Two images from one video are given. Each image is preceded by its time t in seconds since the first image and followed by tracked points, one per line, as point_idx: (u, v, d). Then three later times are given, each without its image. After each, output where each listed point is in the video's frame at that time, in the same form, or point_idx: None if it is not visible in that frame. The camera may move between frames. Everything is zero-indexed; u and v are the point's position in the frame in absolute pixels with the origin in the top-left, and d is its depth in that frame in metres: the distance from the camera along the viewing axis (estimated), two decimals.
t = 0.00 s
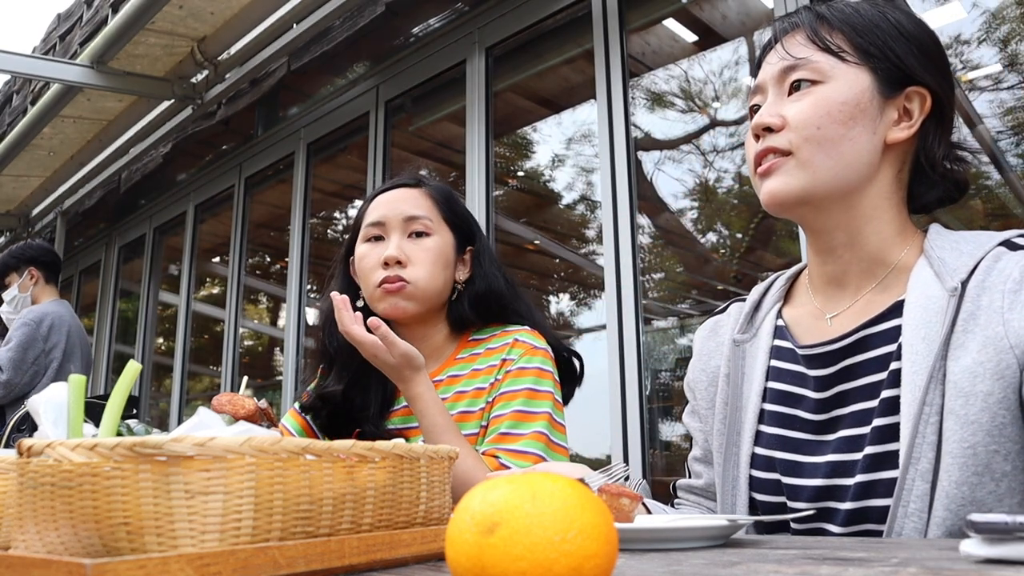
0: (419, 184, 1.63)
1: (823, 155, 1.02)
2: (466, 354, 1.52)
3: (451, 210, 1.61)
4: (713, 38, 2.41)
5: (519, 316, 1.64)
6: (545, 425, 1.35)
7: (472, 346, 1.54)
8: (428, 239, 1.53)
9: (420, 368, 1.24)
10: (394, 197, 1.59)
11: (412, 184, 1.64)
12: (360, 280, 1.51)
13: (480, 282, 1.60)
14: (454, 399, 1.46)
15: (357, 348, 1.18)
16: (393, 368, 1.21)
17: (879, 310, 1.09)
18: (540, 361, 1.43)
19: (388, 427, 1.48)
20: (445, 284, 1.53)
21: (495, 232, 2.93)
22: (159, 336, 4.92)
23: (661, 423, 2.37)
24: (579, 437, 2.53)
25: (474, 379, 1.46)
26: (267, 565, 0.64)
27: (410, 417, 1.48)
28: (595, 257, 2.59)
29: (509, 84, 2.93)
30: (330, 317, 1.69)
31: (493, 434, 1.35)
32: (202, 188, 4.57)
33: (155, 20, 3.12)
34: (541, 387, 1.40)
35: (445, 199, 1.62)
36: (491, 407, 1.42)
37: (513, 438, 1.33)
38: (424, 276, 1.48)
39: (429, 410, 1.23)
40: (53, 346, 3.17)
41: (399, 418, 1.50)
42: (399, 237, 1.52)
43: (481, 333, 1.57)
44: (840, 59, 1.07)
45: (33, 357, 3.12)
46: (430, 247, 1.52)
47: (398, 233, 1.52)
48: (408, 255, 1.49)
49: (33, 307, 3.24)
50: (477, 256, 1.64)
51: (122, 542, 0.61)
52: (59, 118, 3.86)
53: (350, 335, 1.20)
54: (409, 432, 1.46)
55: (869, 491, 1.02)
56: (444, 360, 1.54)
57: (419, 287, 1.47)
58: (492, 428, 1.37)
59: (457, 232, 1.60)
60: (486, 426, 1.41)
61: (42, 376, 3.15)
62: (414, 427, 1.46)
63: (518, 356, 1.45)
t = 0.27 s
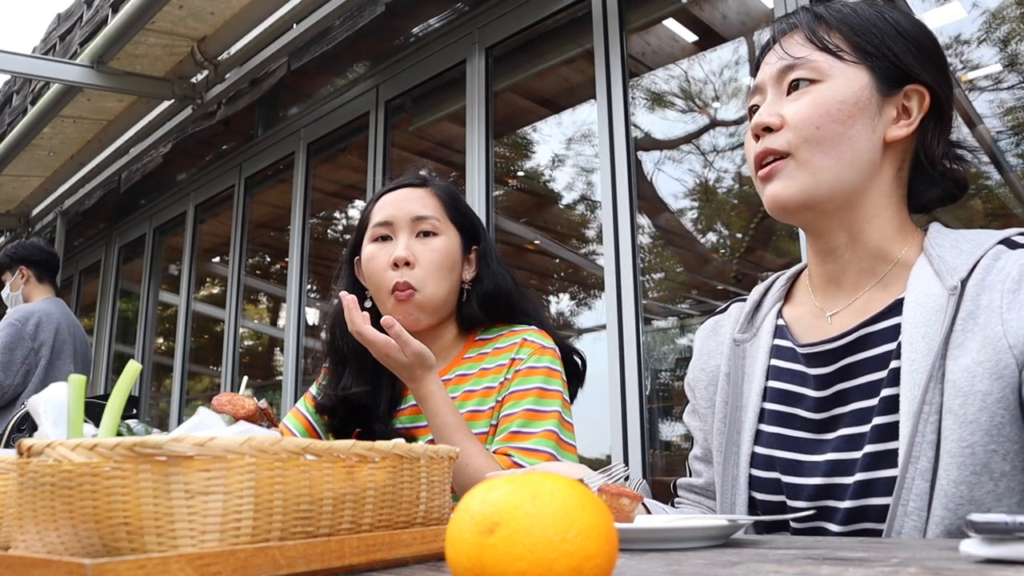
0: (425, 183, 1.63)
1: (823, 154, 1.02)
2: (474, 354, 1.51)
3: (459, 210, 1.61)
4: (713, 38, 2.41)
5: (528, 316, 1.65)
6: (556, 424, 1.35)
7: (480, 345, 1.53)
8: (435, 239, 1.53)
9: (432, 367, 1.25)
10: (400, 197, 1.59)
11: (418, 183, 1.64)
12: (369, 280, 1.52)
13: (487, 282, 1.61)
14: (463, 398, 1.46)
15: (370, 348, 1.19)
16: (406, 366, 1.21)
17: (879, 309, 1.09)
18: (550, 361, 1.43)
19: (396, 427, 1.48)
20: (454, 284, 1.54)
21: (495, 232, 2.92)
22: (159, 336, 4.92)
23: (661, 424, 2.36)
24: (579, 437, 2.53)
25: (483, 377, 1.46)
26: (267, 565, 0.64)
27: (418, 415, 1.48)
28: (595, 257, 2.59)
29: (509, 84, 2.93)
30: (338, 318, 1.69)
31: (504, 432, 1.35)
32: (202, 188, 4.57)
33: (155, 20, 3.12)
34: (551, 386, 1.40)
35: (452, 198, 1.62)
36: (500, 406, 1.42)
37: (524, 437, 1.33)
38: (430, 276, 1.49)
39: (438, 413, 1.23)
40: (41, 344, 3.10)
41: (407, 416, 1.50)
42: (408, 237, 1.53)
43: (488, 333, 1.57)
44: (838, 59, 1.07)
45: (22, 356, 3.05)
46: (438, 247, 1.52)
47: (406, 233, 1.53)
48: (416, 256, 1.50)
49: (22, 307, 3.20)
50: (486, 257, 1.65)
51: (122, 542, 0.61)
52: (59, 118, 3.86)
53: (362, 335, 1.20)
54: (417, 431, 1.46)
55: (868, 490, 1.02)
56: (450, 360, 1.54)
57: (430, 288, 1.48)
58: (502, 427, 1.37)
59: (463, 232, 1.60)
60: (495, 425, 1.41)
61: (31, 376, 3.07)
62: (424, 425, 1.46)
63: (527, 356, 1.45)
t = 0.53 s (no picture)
0: (427, 183, 1.63)
1: (817, 154, 1.02)
2: (476, 354, 1.52)
3: (461, 210, 1.61)
4: (713, 38, 2.41)
5: (530, 316, 1.65)
6: (558, 425, 1.35)
7: (482, 346, 1.53)
8: (439, 239, 1.53)
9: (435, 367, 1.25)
10: (402, 196, 1.59)
11: (420, 183, 1.64)
12: (371, 280, 1.52)
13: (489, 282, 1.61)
14: (465, 398, 1.46)
15: (373, 346, 1.19)
16: (409, 366, 1.21)
17: (875, 308, 1.09)
18: (552, 361, 1.43)
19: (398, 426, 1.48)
20: (457, 284, 1.54)
21: (495, 232, 2.92)
22: (159, 336, 4.92)
23: (661, 424, 2.36)
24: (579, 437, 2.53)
25: (486, 378, 1.46)
26: (267, 565, 0.64)
27: (420, 415, 1.48)
28: (595, 257, 2.59)
29: (509, 84, 2.93)
30: (338, 319, 1.69)
31: (506, 432, 1.35)
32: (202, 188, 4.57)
33: (155, 20, 3.11)
34: (554, 387, 1.40)
35: (454, 198, 1.62)
36: (502, 406, 1.42)
37: (526, 437, 1.33)
38: (435, 276, 1.49)
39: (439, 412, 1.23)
40: (31, 344, 2.92)
41: (410, 416, 1.50)
42: (412, 237, 1.52)
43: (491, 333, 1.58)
44: (830, 59, 1.07)
45: (12, 356, 2.86)
46: (440, 247, 1.52)
47: (409, 233, 1.53)
48: (420, 255, 1.50)
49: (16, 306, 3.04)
50: (488, 257, 1.66)
51: (122, 542, 0.61)
52: (59, 118, 3.86)
53: (366, 334, 1.20)
54: (418, 431, 1.46)
55: (865, 490, 1.02)
56: (452, 360, 1.54)
57: (433, 287, 1.48)
58: (505, 427, 1.37)
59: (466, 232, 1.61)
60: (497, 425, 1.41)
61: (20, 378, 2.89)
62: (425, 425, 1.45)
63: (530, 356, 1.45)
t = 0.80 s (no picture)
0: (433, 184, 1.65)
1: (825, 152, 1.02)
2: (475, 351, 1.52)
3: (463, 211, 1.62)
4: (713, 38, 2.41)
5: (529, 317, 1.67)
6: (563, 420, 1.35)
7: (480, 344, 1.53)
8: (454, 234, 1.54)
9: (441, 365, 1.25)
10: (411, 194, 1.60)
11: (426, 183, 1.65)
12: (381, 269, 1.51)
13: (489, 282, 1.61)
14: (467, 395, 1.46)
15: (378, 344, 1.21)
16: (415, 364, 1.22)
17: (880, 306, 1.09)
18: (552, 358, 1.43)
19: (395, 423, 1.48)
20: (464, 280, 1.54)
21: (495, 232, 2.92)
22: (159, 336, 4.92)
23: (661, 424, 2.36)
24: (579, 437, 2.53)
25: (487, 376, 1.46)
26: (268, 565, 0.64)
27: (419, 414, 1.48)
28: (595, 257, 2.59)
29: (509, 84, 2.93)
30: (336, 318, 1.69)
31: (511, 430, 1.35)
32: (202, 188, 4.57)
33: (155, 20, 3.11)
34: (556, 383, 1.40)
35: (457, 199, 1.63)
36: (506, 403, 1.42)
37: (532, 434, 1.33)
38: (453, 267, 1.49)
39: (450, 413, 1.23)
40: (27, 343, 2.90)
41: (408, 414, 1.50)
42: (428, 230, 1.53)
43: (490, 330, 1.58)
44: (831, 57, 1.07)
45: (7, 356, 2.85)
46: (451, 241, 1.51)
47: (423, 226, 1.53)
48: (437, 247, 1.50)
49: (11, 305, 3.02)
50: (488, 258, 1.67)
51: (122, 542, 0.61)
52: (59, 118, 3.86)
53: (370, 330, 1.22)
54: (417, 429, 1.46)
55: (869, 487, 1.02)
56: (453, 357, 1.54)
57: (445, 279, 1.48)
58: (509, 424, 1.37)
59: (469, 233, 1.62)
60: (501, 422, 1.41)
61: (15, 377, 2.87)
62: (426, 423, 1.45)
63: (530, 354, 1.45)
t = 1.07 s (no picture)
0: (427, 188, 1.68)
1: (829, 154, 1.01)
2: (478, 349, 1.52)
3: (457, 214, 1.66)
4: (713, 38, 2.42)
5: (527, 317, 1.70)
6: (575, 413, 1.35)
7: (482, 341, 1.54)
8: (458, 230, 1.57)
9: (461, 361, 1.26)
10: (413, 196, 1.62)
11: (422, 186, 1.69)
12: (395, 264, 1.52)
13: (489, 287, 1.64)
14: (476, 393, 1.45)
15: (415, 334, 1.19)
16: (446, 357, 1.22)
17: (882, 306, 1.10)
18: (557, 354, 1.43)
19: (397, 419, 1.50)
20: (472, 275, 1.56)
21: (495, 232, 2.92)
22: (159, 336, 4.92)
23: (661, 424, 2.36)
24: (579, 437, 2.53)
25: (494, 373, 1.46)
26: (268, 565, 0.64)
27: (423, 409, 1.49)
28: (595, 257, 2.59)
29: (509, 84, 2.93)
30: (331, 316, 1.68)
31: (526, 425, 1.35)
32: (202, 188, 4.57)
33: (155, 20, 3.11)
34: (564, 377, 1.39)
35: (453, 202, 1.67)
36: (515, 399, 1.42)
37: (548, 428, 1.33)
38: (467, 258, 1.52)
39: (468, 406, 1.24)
40: (24, 344, 2.91)
41: (411, 409, 1.51)
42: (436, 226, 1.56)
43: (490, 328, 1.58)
44: (837, 57, 1.07)
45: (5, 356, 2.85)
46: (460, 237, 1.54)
47: (431, 221, 1.56)
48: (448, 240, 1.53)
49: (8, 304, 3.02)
50: (484, 261, 1.69)
51: (122, 542, 0.61)
52: (59, 118, 3.86)
53: (406, 320, 1.20)
54: (418, 425, 1.48)
55: (865, 486, 1.02)
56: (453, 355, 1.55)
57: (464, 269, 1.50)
58: (523, 420, 1.37)
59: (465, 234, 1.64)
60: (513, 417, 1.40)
61: (13, 377, 2.88)
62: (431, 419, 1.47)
63: (536, 350, 1.45)
